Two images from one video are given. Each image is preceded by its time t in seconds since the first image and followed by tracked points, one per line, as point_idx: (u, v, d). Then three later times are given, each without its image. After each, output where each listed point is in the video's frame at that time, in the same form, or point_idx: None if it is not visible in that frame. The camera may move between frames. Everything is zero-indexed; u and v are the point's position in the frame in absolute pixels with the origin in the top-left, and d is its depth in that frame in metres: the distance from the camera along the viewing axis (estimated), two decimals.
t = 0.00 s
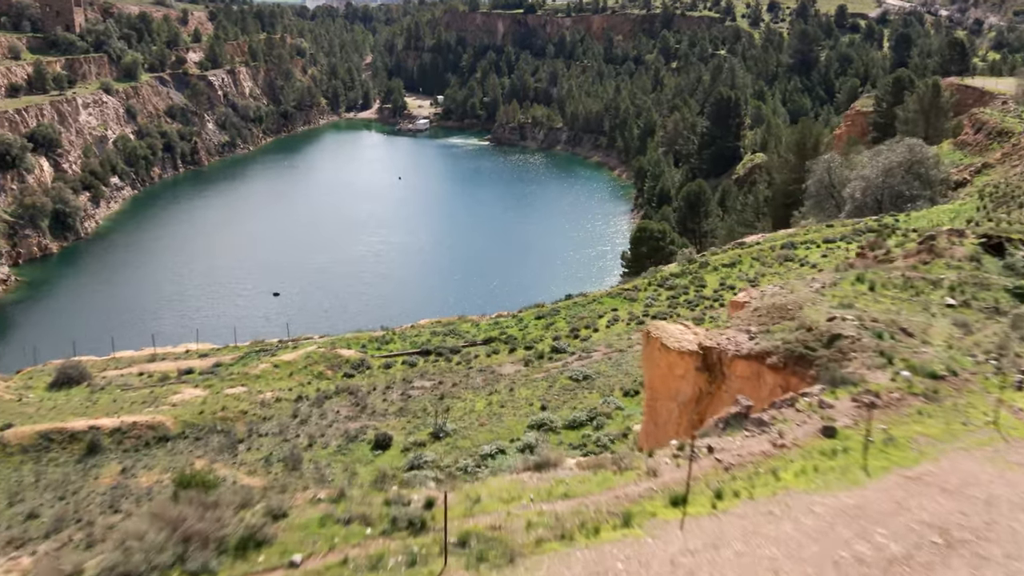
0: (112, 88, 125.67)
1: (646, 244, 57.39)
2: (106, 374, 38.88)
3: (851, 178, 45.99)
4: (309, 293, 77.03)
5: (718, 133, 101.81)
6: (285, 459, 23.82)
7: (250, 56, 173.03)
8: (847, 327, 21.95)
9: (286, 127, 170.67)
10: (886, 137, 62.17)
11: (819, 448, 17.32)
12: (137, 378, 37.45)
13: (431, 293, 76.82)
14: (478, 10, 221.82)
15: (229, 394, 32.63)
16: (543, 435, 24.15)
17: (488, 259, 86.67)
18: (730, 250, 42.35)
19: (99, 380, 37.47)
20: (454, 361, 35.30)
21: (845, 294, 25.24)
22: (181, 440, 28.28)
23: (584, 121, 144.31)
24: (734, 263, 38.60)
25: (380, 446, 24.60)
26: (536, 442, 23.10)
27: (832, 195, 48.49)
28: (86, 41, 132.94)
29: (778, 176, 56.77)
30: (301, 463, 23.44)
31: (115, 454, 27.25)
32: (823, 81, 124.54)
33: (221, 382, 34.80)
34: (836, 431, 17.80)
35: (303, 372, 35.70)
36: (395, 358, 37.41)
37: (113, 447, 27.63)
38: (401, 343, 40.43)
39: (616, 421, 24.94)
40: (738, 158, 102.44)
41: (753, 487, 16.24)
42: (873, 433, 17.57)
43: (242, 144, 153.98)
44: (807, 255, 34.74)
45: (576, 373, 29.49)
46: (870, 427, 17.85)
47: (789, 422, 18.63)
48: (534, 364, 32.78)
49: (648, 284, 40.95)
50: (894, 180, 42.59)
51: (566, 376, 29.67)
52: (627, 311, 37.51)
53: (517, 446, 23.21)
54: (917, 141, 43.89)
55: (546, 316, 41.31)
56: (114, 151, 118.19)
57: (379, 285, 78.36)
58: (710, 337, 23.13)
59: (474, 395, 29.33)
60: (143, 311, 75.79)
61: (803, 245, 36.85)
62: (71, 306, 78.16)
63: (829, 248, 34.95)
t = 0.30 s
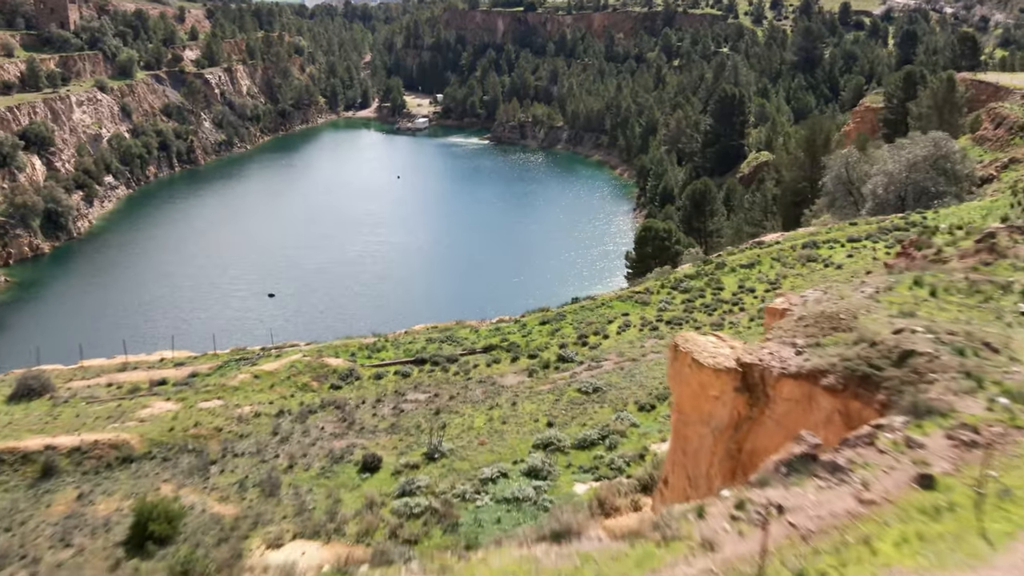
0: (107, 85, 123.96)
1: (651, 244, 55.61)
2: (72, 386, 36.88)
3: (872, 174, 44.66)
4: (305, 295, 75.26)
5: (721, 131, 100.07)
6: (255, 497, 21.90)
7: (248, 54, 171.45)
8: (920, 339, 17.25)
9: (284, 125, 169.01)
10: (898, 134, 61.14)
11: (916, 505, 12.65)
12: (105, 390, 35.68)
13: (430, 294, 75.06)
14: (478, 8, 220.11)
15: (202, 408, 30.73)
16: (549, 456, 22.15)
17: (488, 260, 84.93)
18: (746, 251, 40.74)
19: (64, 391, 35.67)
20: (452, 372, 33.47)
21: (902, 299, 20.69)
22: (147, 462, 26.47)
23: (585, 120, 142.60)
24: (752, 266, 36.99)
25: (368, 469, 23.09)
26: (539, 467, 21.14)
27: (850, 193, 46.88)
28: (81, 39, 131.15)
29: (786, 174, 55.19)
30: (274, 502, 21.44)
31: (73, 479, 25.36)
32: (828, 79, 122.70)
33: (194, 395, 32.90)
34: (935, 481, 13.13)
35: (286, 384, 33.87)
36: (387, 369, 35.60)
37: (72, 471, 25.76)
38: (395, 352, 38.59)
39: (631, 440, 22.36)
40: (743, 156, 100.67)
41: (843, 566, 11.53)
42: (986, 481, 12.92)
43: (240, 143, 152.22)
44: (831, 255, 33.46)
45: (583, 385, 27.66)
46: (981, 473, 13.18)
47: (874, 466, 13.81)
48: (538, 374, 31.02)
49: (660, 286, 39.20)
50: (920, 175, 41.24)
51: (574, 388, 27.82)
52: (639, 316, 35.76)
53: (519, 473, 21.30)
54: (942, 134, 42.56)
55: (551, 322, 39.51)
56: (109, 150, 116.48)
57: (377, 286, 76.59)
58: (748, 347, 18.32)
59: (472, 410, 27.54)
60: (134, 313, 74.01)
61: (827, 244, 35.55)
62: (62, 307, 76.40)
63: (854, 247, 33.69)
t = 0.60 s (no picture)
0: (101, 83, 122.18)
1: (656, 245, 53.90)
2: (28, 405, 34.90)
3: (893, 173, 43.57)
4: (301, 297, 73.52)
5: (725, 130, 98.48)
6: (221, 537, 19.43)
7: (245, 53, 169.78)
8: None
9: (282, 125, 167.39)
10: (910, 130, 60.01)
11: None
12: (63, 408, 33.75)
13: (429, 295, 73.38)
14: (478, 6, 218.33)
15: (169, 430, 28.98)
16: (557, 488, 20.37)
17: (489, 260, 83.31)
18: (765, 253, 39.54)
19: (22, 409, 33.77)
20: (449, 388, 31.72)
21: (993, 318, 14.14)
22: (102, 494, 23.92)
23: (586, 119, 140.89)
24: (773, 270, 35.70)
25: (355, 501, 21.53)
26: (545, 502, 19.39)
27: (869, 191, 45.51)
28: (75, 36, 129.46)
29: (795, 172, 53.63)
30: (242, 543, 19.07)
31: (16, 513, 22.30)
32: (832, 76, 120.96)
33: (162, 415, 31.02)
34: None
35: (266, 404, 32.14)
36: (376, 386, 33.74)
37: (16, 504, 22.89)
38: (386, 366, 36.76)
39: (649, 470, 20.45)
40: (747, 155, 98.87)
41: None
42: None
43: (236, 142, 150.43)
44: (859, 260, 32.74)
45: (593, 404, 25.98)
46: None
47: None
48: (543, 392, 29.32)
49: (674, 293, 37.49)
50: (950, 174, 40.06)
51: (583, 409, 26.03)
52: (653, 325, 34.07)
53: (523, 509, 19.56)
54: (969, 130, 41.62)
55: (556, 331, 37.81)
56: (103, 149, 114.78)
57: (374, 288, 74.78)
58: (809, 377, 12.61)
59: (470, 432, 25.97)
60: (126, 315, 72.20)
61: (854, 246, 34.74)
62: (52, 309, 74.60)
63: (885, 250, 33.01)
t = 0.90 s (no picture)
0: (95, 82, 120.58)
1: (662, 247, 52.17)
2: None
3: (917, 171, 42.35)
4: (296, 300, 71.57)
5: (729, 128, 96.48)
6: None
7: (242, 52, 167.98)
8: None
9: (279, 124, 165.77)
10: (923, 127, 58.40)
11: None
12: (14, 433, 31.54)
13: (427, 298, 71.40)
14: (478, 5, 216.54)
15: (126, 460, 27.04)
16: (567, 533, 18.36)
17: (488, 262, 81.41)
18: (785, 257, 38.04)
19: None
20: (444, 412, 29.93)
21: None
22: (43, 538, 21.72)
23: (587, 118, 139.21)
24: (798, 276, 34.08)
25: (333, 550, 19.81)
26: (553, 551, 17.43)
27: (891, 190, 43.83)
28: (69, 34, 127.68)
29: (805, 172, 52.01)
30: None
31: None
32: (837, 74, 119.18)
33: (116, 442, 29.02)
34: None
35: (243, 426, 30.35)
36: (363, 409, 31.79)
37: None
38: (375, 385, 34.78)
39: (670, 510, 18.27)
40: (752, 153, 96.99)
41: None
42: None
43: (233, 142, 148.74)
44: (891, 265, 31.79)
45: (605, 430, 24.15)
46: None
47: None
48: (549, 415, 27.53)
49: (690, 302, 35.67)
50: (985, 174, 39.46)
51: (595, 435, 24.29)
52: (669, 338, 32.25)
53: (528, 559, 17.65)
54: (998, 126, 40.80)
55: (561, 346, 36.01)
56: (96, 148, 113.10)
57: (371, 290, 73.03)
58: (900, 426, 10.55)
59: (467, 464, 24.22)
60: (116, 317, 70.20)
61: (884, 250, 33.84)
62: (40, 311, 72.83)
63: (917, 254, 32.22)
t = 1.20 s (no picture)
0: (89, 81, 118.99)
1: (666, 249, 50.45)
2: None
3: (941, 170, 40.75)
4: (291, 302, 69.66)
5: (733, 127, 94.45)
6: None
7: (239, 50, 166.01)
8: None
9: (277, 123, 164.14)
10: (937, 126, 56.60)
11: None
12: None
13: (424, 300, 69.52)
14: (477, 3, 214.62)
15: (69, 503, 23.23)
16: None
17: (488, 264, 79.53)
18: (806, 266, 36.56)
19: None
20: (438, 443, 27.88)
21: None
22: None
23: (588, 117, 137.60)
24: (828, 285, 32.78)
25: None
26: None
27: (917, 190, 42.20)
28: (63, 32, 125.70)
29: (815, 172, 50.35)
30: None
31: None
32: (842, 73, 117.68)
33: (59, 478, 25.24)
34: None
35: (208, 462, 27.23)
36: (344, 440, 29.35)
37: None
38: (359, 412, 32.39)
39: (703, 566, 16.50)
40: (757, 153, 94.73)
41: None
42: None
43: (230, 141, 147.17)
44: (929, 274, 30.61)
45: (621, 467, 22.33)
46: None
47: None
48: (556, 449, 25.76)
49: (709, 316, 33.96)
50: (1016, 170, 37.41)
51: (608, 473, 22.57)
52: (689, 356, 30.58)
53: None
54: None
55: (568, 365, 34.35)
56: (90, 147, 111.44)
57: (368, 293, 71.27)
58: None
59: (461, 507, 22.10)
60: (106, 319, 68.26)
61: (918, 257, 32.78)
62: (31, 313, 71.05)
63: (959, 260, 31.00)
